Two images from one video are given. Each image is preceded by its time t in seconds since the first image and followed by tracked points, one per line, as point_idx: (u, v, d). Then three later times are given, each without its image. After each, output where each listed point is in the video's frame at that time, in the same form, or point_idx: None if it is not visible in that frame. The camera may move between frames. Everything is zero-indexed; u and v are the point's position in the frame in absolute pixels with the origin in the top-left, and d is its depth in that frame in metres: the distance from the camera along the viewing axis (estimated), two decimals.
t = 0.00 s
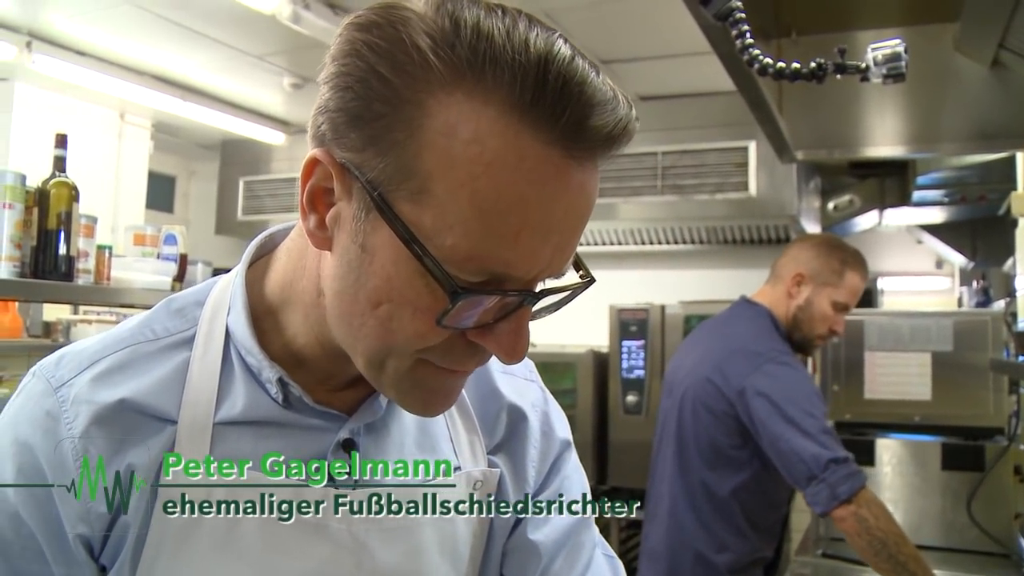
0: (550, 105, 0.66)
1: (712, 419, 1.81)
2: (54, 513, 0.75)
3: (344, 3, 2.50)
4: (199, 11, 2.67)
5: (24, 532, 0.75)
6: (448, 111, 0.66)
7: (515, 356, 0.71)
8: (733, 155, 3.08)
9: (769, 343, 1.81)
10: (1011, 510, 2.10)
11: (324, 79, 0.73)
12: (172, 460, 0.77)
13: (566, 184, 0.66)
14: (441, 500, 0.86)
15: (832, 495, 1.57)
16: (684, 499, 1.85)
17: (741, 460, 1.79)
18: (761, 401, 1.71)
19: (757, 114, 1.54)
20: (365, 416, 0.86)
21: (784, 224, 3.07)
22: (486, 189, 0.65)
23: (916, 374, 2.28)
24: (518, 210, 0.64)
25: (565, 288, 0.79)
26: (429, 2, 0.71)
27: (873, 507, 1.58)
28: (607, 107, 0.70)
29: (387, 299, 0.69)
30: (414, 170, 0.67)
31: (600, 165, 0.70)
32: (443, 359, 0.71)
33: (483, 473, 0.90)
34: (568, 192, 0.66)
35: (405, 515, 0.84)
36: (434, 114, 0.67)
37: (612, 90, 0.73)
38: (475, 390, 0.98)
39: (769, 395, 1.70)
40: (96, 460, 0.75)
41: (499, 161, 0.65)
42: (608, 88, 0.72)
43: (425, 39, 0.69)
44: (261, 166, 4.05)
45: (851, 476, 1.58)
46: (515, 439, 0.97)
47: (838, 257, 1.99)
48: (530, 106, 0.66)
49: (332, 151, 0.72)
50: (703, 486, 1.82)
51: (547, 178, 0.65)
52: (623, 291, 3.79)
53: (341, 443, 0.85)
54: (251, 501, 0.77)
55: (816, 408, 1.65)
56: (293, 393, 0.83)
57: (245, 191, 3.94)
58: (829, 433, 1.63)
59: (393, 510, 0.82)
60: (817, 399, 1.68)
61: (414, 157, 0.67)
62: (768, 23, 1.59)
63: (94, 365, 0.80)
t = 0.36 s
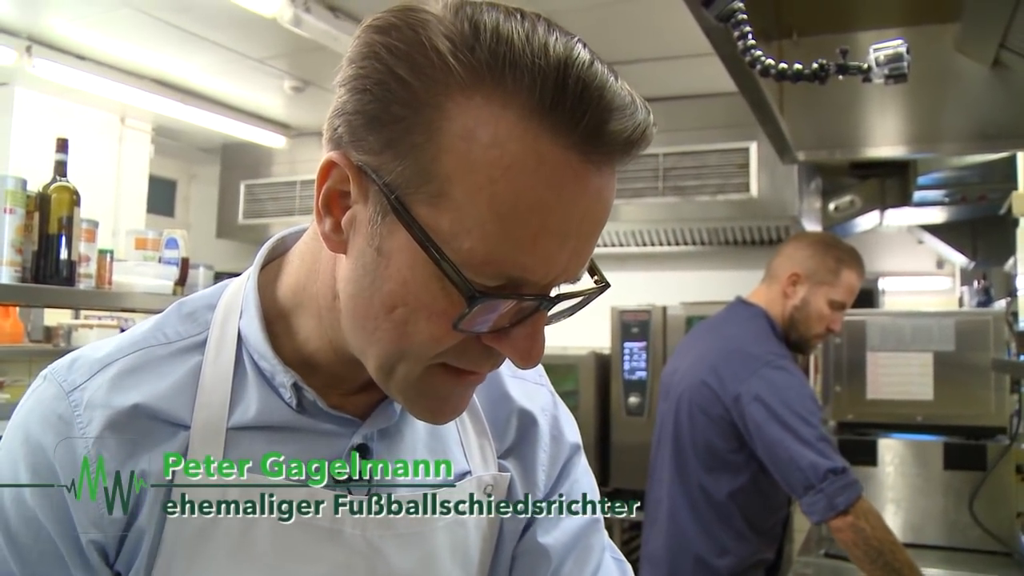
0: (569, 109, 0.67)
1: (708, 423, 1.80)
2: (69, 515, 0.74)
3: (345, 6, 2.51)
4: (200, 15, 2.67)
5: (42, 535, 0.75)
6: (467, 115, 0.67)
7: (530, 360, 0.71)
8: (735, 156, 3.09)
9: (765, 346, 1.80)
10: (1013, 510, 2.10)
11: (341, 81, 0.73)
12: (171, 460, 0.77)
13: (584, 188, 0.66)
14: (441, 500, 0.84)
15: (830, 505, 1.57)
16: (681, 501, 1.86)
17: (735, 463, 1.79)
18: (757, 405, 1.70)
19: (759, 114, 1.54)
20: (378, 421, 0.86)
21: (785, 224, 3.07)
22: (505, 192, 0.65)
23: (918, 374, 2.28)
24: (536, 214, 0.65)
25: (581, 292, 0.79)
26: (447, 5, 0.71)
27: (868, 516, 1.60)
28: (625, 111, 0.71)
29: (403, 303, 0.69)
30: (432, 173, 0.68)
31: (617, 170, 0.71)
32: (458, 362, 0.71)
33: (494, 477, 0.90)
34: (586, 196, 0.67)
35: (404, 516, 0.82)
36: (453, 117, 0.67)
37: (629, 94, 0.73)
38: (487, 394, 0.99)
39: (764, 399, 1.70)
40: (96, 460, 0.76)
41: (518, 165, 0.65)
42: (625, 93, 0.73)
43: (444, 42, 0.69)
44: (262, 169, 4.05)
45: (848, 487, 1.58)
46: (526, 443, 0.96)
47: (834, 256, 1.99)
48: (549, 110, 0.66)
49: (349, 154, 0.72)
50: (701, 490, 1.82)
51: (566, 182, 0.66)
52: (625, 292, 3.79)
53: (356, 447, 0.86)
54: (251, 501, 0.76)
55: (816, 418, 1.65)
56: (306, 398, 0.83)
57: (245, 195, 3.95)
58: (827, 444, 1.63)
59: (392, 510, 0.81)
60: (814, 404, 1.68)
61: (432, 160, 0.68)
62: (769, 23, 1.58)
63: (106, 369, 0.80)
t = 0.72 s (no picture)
0: (563, 101, 0.66)
1: (697, 417, 1.81)
2: (55, 513, 0.74)
3: (336, 2, 2.50)
4: (191, 12, 2.66)
5: (19, 526, 0.74)
6: (461, 106, 0.66)
7: (522, 350, 0.71)
8: (728, 150, 3.08)
9: (752, 339, 1.80)
10: (1007, 502, 2.11)
11: (336, 73, 0.73)
12: (172, 460, 0.77)
13: (577, 180, 0.66)
14: (441, 500, 0.86)
15: (822, 497, 1.58)
16: (673, 498, 1.86)
17: (725, 458, 1.79)
18: (746, 399, 1.70)
19: (752, 108, 1.54)
20: (371, 414, 0.85)
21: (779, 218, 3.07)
22: (498, 183, 0.64)
23: (913, 368, 2.28)
24: (530, 204, 0.64)
25: (572, 281, 0.78)
26: None
27: (861, 509, 1.60)
28: (618, 104, 0.70)
29: (397, 292, 0.68)
30: (427, 163, 0.67)
31: (609, 162, 0.70)
32: (452, 352, 0.71)
33: (487, 471, 0.91)
34: (579, 187, 0.66)
35: (404, 515, 0.83)
36: (447, 108, 0.67)
37: (621, 87, 0.73)
38: (480, 387, 0.98)
39: (752, 394, 1.70)
40: (96, 459, 0.75)
41: (511, 156, 0.65)
42: (618, 86, 0.72)
43: (439, 33, 0.68)
44: (255, 166, 4.04)
45: (840, 478, 1.58)
46: (519, 437, 0.96)
47: (818, 246, 1.98)
48: (543, 102, 0.66)
49: (344, 144, 0.72)
50: (693, 485, 1.82)
51: (559, 173, 0.65)
52: (619, 287, 3.79)
53: (346, 441, 0.84)
54: (251, 501, 0.78)
55: (807, 411, 1.65)
56: (298, 390, 0.83)
57: (239, 192, 3.94)
58: (818, 437, 1.63)
59: (392, 510, 0.82)
60: (804, 397, 1.68)
61: (426, 151, 0.67)
62: (762, 16, 1.58)
63: (99, 363, 0.79)
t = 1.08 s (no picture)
0: (549, 96, 0.67)
1: (682, 421, 1.80)
2: (46, 517, 0.74)
3: (338, 3, 2.50)
4: (194, 14, 2.67)
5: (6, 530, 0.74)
6: (449, 101, 0.66)
7: (514, 343, 0.71)
8: (729, 151, 3.07)
9: (737, 343, 1.76)
10: (1009, 503, 2.11)
11: (325, 71, 0.73)
12: (171, 460, 0.77)
13: (564, 172, 0.66)
14: (441, 500, 0.86)
15: (774, 514, 1.57)
16: (663, 502, 1.86)
17: (711, 462, 1.78)
18: (724, 406, 1.69)
19: (754, 109, 1.54)
20: (364, 409, 0.86)
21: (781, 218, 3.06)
22: (486, 177, 0.65)
23: (915, 368, 2.28)
24: (517, 197, 0.64)
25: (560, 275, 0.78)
26: None
27: (815, 527, 1.57)
28: (604, 97, 0.71)
29: (388, 287, 0.69)
30: (416, 159, 0.67)
31: (596, 155, 0.70)
32: (443, 345, 0.71)
33: (480, 466, 0.91)
34: (567, 180, 0.66)
35: (405, 515, 0.84)
36: (435, 104, 0.67)
37: (608, 82, 0.73)
38: (472, 382, 0.97)
39: (729, 401, 1.68)
40: (96, 460, 0.75)
41: (499, 150, 0.65)
42: (605, 80, 0.73)
43: (426, 30, 0.69)
44: (257, 167, 4.04)
45: (795, 496, 1.56)
46: (514, 427, 0.96)
47: (805, 243, 1.98)
48: (530, 96, 0.66)
49: (334, 142, 0.72)
50: (680, 487, 1.82)
51: (546, 166, 0.65)
52: (621, 288, 3.79)
53: (341, 437, 0.84)
54: (251, 501, 0.78)
55: (782, 424, 1.61)
56: (293, 388, 0.82)
57: (241, 193, 3.94)
58: (790, 453, 1.59)
59: (393, 510, 0.83)
60: (783, 408, 1.64)
61: (416, 146, 0.67)
62: (763, 17, 1.58)
63: (90, 366, 0.80)
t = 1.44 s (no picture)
0: (531, 91, 0.67)
1: (632, 424, 1.76)
2: (49, 529, 0.73)
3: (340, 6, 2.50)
4: (196, 17, 2.67)
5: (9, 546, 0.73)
6: (433, 99, 0.67)
7: (505, 336, 0.71)
8: (730, 155, 3.06)
9: (677, 340, 1.71)
10: (1011, 506, 2.11)
11: (309, 75, 0.73)
12: (172, 460, 0.77)
13: (548, 166, 0.67)
14: (441, 500, 0.88)
15: (673, 517, 1.56)
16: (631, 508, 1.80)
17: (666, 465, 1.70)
18: (653, 405, 1.65)
19: (756, 113, 1.54)
20: (361, 408, 0.86)
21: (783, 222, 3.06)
22: (472, 172, 0.65)
23: (916, 372, 2.28)
24: (502, 191, 0.65)
25: (548, 266, 0.79)
26: None
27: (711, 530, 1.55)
28: (584, 92, 0.71)
29: (379, 285, 0.68)
30: (401, 157, 0.67)
31: (578, 149, 0.71)
32: (436, 342, 0.71)
33: (468, 459, 0.92)
34: (551, 173, 0.67)
35: (406, 515, 0.84)
36: (419, 102, 0.67)
37: (587, 77, 0.74)
38: (456, 377, 0.99)
39: (655, 399, 1.64)
40: (96, 460, 0.75)
41: (484, 146, 0.65)
42: (584, 76, 0.73)
43: (408, 31, 0.69)
44: (259, 170, 4.04)
45: (697, 501, 1.53)
46: (500, 419, 0.98)
47: (754, 238, 1.87)
48: (512, 93, 0.67)
49: (320, 144, 0.72)
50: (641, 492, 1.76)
51: (531, 159, 0.66)
52: (623, 291, 3.80)
53: (339, 438, 0.85)
54: (251, 501, 0.78)
55: (707, 426, 1.56)
56: (290, 391, 0.82)
57: (242, 196, 3.94)
58: (711, 454, 1.55)
59: (393, 510, 0.83)
60: (710, 411, 1.58)
61: (402, 145, 0.67)
62: (764, 22, 1.58)
63: (82, 378, 0.78)
